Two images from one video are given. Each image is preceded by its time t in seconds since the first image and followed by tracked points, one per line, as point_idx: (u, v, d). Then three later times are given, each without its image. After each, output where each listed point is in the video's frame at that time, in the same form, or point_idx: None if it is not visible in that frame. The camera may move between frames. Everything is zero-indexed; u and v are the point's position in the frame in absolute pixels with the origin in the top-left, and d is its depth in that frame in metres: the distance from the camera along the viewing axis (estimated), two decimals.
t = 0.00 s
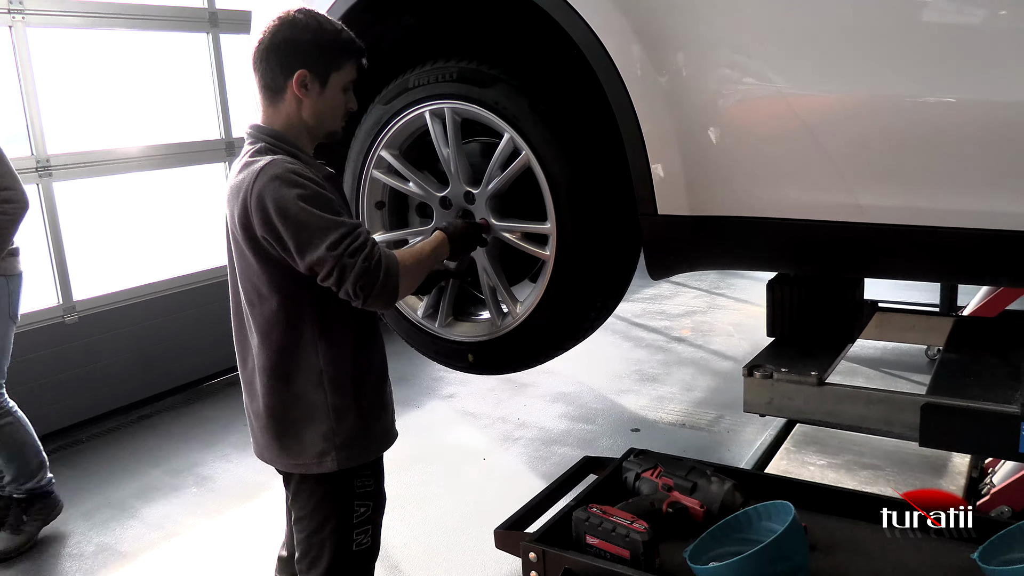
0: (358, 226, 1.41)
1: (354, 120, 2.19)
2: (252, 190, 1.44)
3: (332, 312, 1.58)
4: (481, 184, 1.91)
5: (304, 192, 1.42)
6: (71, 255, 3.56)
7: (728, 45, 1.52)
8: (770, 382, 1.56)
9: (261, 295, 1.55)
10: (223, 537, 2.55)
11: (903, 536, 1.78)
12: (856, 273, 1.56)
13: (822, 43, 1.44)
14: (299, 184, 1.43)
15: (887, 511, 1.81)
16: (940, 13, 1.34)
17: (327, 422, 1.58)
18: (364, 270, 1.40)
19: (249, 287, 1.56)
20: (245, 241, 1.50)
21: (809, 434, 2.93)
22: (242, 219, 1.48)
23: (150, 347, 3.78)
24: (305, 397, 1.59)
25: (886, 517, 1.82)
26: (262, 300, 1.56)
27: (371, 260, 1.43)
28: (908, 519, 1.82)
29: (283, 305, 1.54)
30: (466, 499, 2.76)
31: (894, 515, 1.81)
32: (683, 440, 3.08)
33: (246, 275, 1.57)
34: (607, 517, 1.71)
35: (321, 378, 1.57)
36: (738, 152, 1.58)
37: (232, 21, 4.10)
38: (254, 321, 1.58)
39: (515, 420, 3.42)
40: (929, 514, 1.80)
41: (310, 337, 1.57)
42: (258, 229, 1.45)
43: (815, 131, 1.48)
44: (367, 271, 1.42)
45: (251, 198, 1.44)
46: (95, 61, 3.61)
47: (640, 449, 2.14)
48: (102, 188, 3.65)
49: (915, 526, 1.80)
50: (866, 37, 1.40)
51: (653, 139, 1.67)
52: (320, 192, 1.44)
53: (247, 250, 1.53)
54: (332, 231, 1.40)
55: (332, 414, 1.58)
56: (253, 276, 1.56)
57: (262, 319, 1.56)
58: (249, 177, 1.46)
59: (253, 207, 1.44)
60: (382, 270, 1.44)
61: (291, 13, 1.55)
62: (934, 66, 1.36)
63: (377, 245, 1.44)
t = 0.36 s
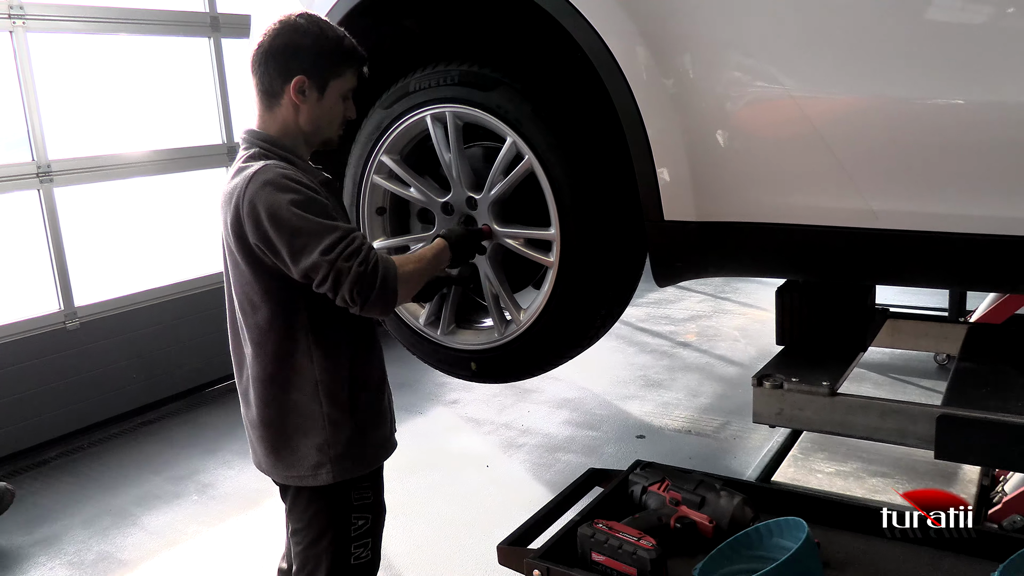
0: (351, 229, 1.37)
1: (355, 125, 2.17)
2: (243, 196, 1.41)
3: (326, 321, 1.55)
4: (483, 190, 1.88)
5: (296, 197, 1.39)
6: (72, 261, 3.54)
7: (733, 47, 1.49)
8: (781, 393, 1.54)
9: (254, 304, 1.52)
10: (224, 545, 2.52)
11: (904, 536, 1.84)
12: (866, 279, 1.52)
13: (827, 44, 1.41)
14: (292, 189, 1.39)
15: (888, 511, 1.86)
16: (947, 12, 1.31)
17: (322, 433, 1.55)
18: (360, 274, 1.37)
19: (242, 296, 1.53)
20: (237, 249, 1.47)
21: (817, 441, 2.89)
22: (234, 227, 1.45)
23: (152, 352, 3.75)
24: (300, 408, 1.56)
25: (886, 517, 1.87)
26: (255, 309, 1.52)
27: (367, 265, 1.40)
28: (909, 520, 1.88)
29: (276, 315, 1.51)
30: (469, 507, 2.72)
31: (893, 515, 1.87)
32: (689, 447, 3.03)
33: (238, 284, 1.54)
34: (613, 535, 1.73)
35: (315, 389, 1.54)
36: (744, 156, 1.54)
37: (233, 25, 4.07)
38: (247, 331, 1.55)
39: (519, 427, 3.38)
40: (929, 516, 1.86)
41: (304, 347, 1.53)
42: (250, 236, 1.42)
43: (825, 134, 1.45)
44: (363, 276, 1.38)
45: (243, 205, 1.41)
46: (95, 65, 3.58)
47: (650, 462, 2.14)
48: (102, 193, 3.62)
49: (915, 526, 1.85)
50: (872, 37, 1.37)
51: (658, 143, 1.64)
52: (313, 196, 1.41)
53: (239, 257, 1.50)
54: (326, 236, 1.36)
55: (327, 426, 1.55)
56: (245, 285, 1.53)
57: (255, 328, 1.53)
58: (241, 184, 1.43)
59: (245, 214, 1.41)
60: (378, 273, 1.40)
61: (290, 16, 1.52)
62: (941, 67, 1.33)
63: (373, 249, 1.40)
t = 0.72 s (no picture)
0: (352, 230, 1.36)
1: (355, 125, 2.15)
2: (242, 196, 1.39)
3: (325, 323, 1.53)
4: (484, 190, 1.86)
5: (295, 197, 1.37)
6: (72, 264, 3.53)
7: (737, 44, 1.47)
8: (789, 395, 1.52)
9: (253, 306, 1.50)
10: (225, 549, 2.50)
11: (903, 536, 1.83)
12: (872, 280, 1.50)
13: (831, 41, 1.39)
14: (292, 190, 1.38)
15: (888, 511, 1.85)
16: (951, 8, 1.29)
17: (321, 437, 1.53)
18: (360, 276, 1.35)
19: (240, 298, 1.51)
20: (235, 250, 1.45)
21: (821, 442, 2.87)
22: (233, 227, 1.44)
23: (152, 355, 3.73)
24: (299, 412, 1.54)
25: (886, 517, 1.86)
26: (254, 311, 1.51)
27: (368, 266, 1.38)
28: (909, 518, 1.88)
29: (275, 316, 1.49)
30: (471, 510, 2.70)
31: (893, 515, 1.86)
32: (692, 448, 3.01)
33: (236, 286, 1.52)
34: (619, 542, 1.73)
35: (314, 392, 1.52)
36: (749, 155, 1.52)
37: (232, 26, 4.05)
38: (245, 333, 1.53)
39: (521, 429, 3.36)
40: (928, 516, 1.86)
41: (303, 350, 1.52)
42: (249, 237, 1.40)
43: (831, 132, 1.43)
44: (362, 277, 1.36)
45: (242, 205, 1.39)
46: (93, 67, 3.57)
47: (657, 467, 2.13)
48: (102, 195, 3.60)
49: (915, 525, 1.84)
50: (875, 34, 1.35)
51: (662, 142, 1.62)
52: (313, 197, 1.39)
53: (238, 258, 1.48)
54: (326, 236, 1.35)
55: (326, 429, 1.53)
56: (243, 286, 1.51)
57: (253, 330, 1.51)
58: (240, 184, 1.41)
59: (244, 215, 1.39)
60: (379, 275, 1.38)
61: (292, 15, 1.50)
62: (945, 64, 1.31)
63: (373, 250, 1.39)
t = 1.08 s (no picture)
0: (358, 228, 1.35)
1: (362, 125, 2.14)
2: (247, 198, 1.38)
3: (332, 325, 1.52)
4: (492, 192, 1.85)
5: (300, 197, 1.36)
6: (77, 263, 3.52)
7: (747, 46, 1.46)
8: (800, 399, 1.52)
9: (258, 308, 1.50)
10: (230, 550, 2.50)
11: (903, 535, 1.85)
12: (882, 283, 1.50)
13: (840, 43, 1.38)
14: (297, 190, 1.37)
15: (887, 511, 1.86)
16: (956, 10, 1.28)
17: (327, 439, 1.52)
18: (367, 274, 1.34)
19: (245, 299, 1.51)
20: (241, 250, 1.45)
21: (826, 444, 2.87)
22: (238, 229, 1.43)
23: (157, 355, 3.73)
24: (304, 413, 1.53)
25: (886, 517, 1.87)
26: (259, 312, 1.50)
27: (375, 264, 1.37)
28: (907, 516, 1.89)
29: (280, 317, 1.48)
30: (475, 511, 2.69)
31: (894, 516, 1.87)
32: (697, 451, 3.00)
33: (242, 287, 1.51)
34: (629, 546, 1.72)
35: (320, 393, 1.51)
36: (758, 156, 1.51)
37: (239, 26, 4.05)
38: (250, 334, 1.52)
39: (526, 430, 3.35)
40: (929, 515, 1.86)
41: (308, 351, 1.51)
42: (255, 239, 1.39)
43: (843, 134, 1.41)
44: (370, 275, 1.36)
45: (247, 206, 1.38)
46: (99, 66, 3.56)
47: (665, 470, 2.13)
48: (107, 195, 3.60)
49: (915, 525, 1.85)
50: (882, 36, 1.34)
51: (671, 143, 1.61)
52: (318, 197, 1.39)
53: (243, 260, 1.47)
54: (332, 235, 1.34)
55: (333, 431, 1.52)
56: (248, 288, 1.50)
57: (258, 332, 1.50)
58: (245, 185, 1.40)
59: (249, 216, 1.38)
60: (387, 274, 1.37)
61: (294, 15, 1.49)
62: (954, 67, 1.30)
63: (380, 248, 1.38)
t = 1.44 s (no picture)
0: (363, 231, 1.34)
1: (366, 126, 2.14)
2: (254, 199, 1.38)
3: (338, 326, 1.52)
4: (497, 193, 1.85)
5: (306, 199, 1.36)
6: (79, 264, 3.52)
7: (751, 47, 1.46)
8: (806, 400, 1.53)
9: (264, 309, 1.50)
10: (233, 551, 2.50)
11: (903, 535, 1.86)
12: (886, 284, 1.50)
13: (843, 44, 1.38)
14: (303, 192, 1.37)
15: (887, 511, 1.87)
16: (957, 11, 1.28)
17: (333, 440, 1.52)
18: (372, 277, 1.34)
19: (251, 301, 1.51)
20: (247, 252, 1.45)
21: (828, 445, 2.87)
22: (244, 230, 1.43)
23: (159, 355, 3.73)
24: (310, 415, 1.53)
25: (886, 517, 1.88)
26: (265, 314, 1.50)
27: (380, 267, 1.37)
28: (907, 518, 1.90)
29: (286, 319, 1.48)
30: (478, 512, 2.69)
31: (893, 516, 1.88)
32: (700, 452, 3.00)
33: (248, 288, 1.51)
34: (635, 547, 1.73)
35: (326, 394, 1.51)
36: (763, 158, 1.52)
37: (241, 27, 4.05)
38: (255, 336, 1.52)
39: (528, 431, 3.35)
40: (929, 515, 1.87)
41: (314, 352, 1.51)
42: (261, 240, 1.39)
43: (850, 135, 1.41)
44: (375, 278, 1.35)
45: (253, 207, 1.38)
46: (100, 67, 3.56)
47: (672, 472, 2.14)
48: (109, 196, 3.60)
49: (915, 525, 1.86)
50: (885, 37, 1.35)
51: (676, 144, 1.61)
52: (324, 199, 1.38)
53: (249, 261, 1.47)
54: (337, 238, 1.34)
55: (338, 433, 1.52)
56: (254, 290, 1.50)
57: (265, 333, 1.50)
58: (252, 186, 1.40)
59: (255, 217, 1.38)
60: (392, 277, 1.37)
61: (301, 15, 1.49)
62: (957, 68, 1.30)
63: (385, 251, 1.37)
